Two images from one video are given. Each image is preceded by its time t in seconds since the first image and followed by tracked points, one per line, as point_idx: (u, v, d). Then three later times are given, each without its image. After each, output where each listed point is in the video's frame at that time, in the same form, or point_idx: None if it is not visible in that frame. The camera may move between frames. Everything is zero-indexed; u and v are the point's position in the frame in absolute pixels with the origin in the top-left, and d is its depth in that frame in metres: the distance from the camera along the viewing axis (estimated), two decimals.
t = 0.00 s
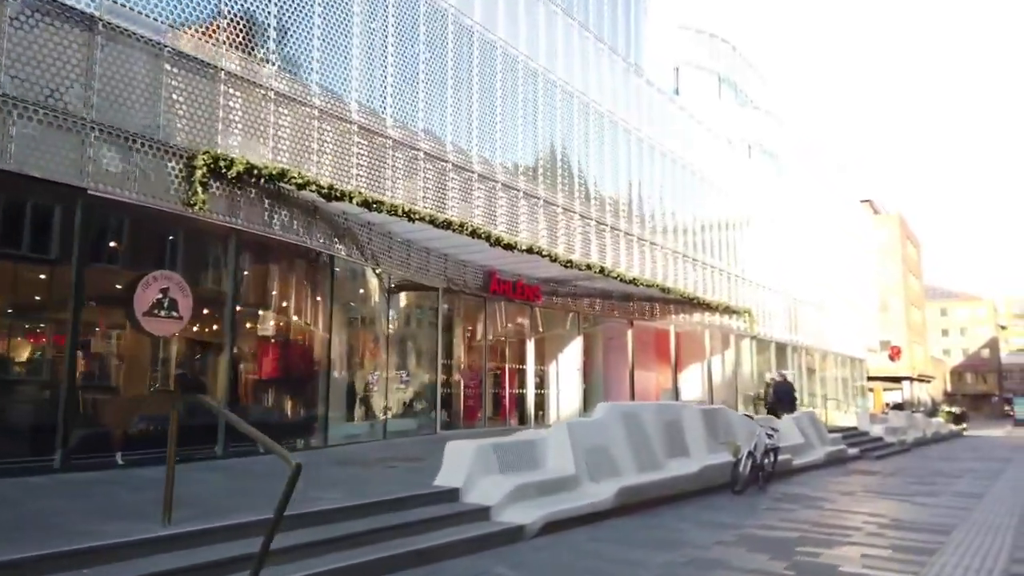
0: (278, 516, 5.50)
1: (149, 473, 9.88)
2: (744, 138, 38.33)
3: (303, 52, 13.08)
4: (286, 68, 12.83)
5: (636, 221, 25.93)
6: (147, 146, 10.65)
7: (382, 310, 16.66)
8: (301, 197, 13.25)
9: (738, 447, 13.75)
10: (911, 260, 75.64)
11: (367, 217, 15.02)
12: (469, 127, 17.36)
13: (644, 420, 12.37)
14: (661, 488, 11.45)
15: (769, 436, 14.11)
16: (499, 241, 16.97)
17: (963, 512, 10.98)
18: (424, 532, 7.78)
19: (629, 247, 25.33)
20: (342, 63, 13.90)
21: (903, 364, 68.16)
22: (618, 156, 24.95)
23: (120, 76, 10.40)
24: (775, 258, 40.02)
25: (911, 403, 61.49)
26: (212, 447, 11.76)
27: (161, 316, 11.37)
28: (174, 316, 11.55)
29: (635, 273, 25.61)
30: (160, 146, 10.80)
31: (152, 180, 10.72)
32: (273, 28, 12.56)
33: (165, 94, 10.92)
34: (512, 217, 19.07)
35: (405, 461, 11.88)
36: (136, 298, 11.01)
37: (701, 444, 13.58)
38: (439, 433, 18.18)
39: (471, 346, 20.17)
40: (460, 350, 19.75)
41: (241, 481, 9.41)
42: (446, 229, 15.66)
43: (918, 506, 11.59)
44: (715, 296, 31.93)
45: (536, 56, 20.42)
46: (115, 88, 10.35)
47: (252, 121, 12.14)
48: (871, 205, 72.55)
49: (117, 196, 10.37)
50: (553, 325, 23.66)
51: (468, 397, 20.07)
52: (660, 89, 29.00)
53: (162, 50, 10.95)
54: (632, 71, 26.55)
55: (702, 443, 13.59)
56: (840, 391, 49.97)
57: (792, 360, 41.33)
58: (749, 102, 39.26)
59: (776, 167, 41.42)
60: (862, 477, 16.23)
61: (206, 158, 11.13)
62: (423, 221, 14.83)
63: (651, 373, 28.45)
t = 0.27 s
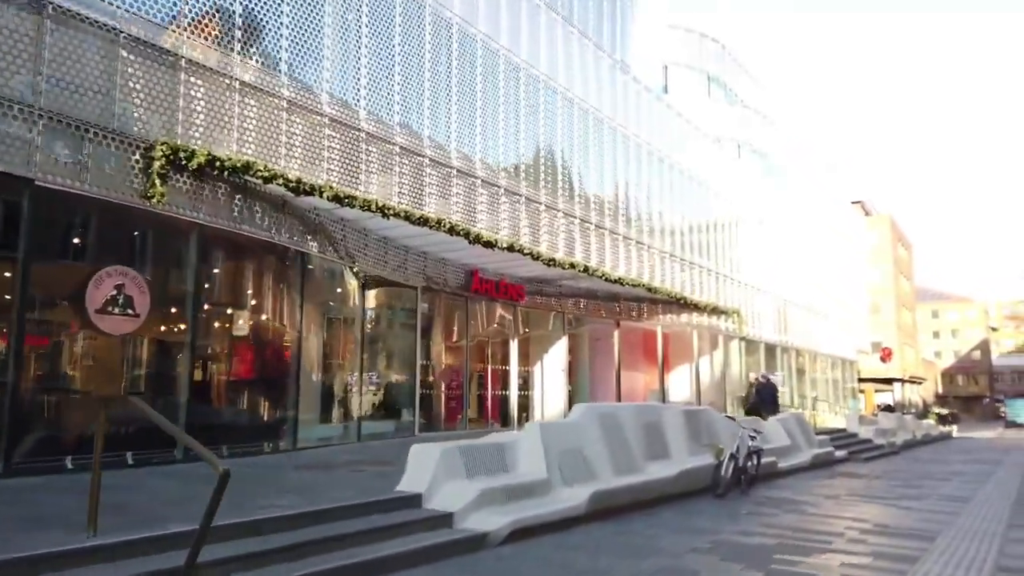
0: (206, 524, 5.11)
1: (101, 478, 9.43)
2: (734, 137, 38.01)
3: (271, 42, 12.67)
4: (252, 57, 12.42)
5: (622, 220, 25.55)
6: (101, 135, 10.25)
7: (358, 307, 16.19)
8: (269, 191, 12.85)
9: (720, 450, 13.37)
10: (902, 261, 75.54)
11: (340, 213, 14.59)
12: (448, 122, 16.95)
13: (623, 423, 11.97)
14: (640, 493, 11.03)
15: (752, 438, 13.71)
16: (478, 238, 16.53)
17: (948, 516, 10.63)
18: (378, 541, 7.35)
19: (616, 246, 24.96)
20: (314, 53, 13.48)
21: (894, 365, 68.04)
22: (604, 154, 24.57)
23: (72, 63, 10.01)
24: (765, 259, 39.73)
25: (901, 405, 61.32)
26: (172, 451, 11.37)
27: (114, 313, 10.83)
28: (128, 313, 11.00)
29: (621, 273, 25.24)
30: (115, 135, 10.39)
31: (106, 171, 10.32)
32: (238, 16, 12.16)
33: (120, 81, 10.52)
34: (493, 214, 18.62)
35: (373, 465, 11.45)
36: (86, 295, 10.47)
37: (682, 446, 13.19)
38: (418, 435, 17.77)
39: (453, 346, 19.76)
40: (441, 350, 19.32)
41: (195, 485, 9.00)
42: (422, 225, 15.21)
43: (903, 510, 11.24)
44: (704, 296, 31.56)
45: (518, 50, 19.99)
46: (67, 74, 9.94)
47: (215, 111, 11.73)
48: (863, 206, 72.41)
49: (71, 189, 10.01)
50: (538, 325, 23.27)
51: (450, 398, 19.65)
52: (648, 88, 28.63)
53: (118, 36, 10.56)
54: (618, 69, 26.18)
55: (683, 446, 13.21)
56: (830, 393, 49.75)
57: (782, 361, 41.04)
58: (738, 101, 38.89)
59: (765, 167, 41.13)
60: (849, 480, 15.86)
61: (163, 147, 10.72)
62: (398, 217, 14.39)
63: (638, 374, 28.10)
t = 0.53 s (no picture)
0: (112, 535, 4.62)
1: (40, 482, 8.92)
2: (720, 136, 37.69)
3: (231, 27, 12.22)
4: (211, 44, 11.97)
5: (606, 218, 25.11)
6: (46, 121, 9.75)
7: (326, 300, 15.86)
8: (230, 182, 12.34)
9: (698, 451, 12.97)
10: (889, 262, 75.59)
11: (308, 206, 14.08)
12: (422, 114, 16.44)
13: (596, 423, 11.57)
14: (611, 496, 10.63)
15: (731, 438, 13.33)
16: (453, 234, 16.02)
17: (930, 520, 10.25)
18: (322, 550, 6.90)
19: (599, 244, 24.54)
20: (279, 40, 13.00)
21: (881, 366, 68.02)
22: (587, 151, 24.14)
23: (16, 43, 9.52)
24: (751, 258, 39.43)
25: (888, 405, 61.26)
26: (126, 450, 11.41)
27: (58, 309, 10.85)
28: (75, 309, 11.05)
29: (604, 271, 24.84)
30: (61, 121, 9.89)
31: (52, 159, 9.78)
32: None
33: (67, 65, 10.04)
34: (471, 210, 18.11)
35: (336, 467, 10.98)
36: (28, 287, 10.48)
37: (658, 446, 12.83)
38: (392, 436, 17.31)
39: (429, 345, 19.30)
40: (417, 350, 18.88)
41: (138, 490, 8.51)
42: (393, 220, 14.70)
43: (884, 514, 10.86)
44: (689, 296, 31.15)
45: (496, 43, 19.52)
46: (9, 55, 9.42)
47: (171, 98, 11.28)
48: (850, 207, 72.36)
49: (11, 177, 9.45)
50: (518, 324, 22.85)
51: (426, 398, 19.19)
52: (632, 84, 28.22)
53: (65, 18, 10.10)
54: (602, 65, 25.76)
55: (659, 447, 12.84)
56: (817, 393, 49.58)
57: (768, 362, 40.79)
58: (724, 100, 38.57)
59: (752, 167, 40.85)
60: (831, 481, 15.52)
61: (113, 134, 10.20)
62: (367, 210, 13.87)
63: (621, 374, 27.73)
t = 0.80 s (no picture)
0: None
1: None
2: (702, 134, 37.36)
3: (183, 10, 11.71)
4: (161, 27, 11.47)
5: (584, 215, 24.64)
6: None
7: (289, 294, 15.26)
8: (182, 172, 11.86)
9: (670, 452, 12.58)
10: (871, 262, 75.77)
11: (267, 199, 13.54)
12: (390, 105, 15.90)
13: (563, 423, 11.14)
14: (577, 499, 10.21)
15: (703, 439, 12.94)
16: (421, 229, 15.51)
17: (905, 525, 9.90)
18: (253, 562, 6.42)
19: (577, 241, 24.09)
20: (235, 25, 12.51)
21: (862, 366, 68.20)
22: (565, 146, 23.67)
23: None
24: (732, 257, 39.18)
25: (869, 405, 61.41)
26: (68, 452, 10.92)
27: None
28: (9, 304, 10.36)
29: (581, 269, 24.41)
30: None
31: None
32: None
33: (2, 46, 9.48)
34: (442, 205, 17.59)
35: (289, 470, 10.48)
36: None
37: (629, 447, 12.42)
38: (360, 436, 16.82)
39: (400, 344, 18.80)
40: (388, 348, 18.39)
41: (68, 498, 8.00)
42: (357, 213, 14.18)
43: (858, 517, 10.51)
44: (669, 295, 30.75)
45: (469, 34, 19.01)
46: None
47: (117, 84, 10.76)
48: (833, 207, 72.44)
49: None
50: (493, 322, 22.40)
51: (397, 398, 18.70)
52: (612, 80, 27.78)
53: None
54: (581, 59, 25.28)
55: (630, 447, 12.44)
56: (798, 393, 49.51)
57: (749, 361, 40.58)
58: (706, 98, 38.26)
59: (733, 165, 40.59)
60: (806, 482, 15.19)
61: (50, 120, 9.66)
62: (329, 203, 13.34)
63: (599, 373, 27.34)
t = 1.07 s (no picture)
0: None
1: None
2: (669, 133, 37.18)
3: None
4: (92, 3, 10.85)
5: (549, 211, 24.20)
6: None
7: (239, 288, 14.63)
8: (114, 157, 11.28)
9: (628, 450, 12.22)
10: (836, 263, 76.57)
11: (210, 187, 12.89)
12: (342, 92, 15.32)
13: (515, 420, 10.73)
14: (528, 501, 9.77)
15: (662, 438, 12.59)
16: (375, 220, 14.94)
17: (865, 524, 9.62)
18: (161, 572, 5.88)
19: (541, 238, 23.64)
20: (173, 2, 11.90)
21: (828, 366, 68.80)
22: (529, 141, 23.22)
23: None
24: (699, 257, 39.08)
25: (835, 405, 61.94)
26: None
27: None
28: None
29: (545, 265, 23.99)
30: None
31: None
32: None
33: None
34: (399, 197, 17.02)
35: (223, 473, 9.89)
36: None
37: (585, 445, 12.04)
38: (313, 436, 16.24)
39: (355, 341, 18.20)
40: (343, 345, 17.79)
41: None
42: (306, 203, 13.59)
43: (817, 517, 10.21)
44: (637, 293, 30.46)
45: (428, 23, 18.47)
46: None
47: (41, 60, 10.12)
48: (799, 208, 73.05)
49: None
50: (454, 319, 21.89)
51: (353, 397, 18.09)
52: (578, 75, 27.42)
53: None
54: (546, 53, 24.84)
55: (586, 445, 12.06)
56: (765, 393, 49.67)
57: (716, 361, 40.53)
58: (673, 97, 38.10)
59: (701, 165, 40.53)
60: (768, 482, 14.91)
61: None
62: (275, 191, 12.74)
63: (564, 373, 26.95)
